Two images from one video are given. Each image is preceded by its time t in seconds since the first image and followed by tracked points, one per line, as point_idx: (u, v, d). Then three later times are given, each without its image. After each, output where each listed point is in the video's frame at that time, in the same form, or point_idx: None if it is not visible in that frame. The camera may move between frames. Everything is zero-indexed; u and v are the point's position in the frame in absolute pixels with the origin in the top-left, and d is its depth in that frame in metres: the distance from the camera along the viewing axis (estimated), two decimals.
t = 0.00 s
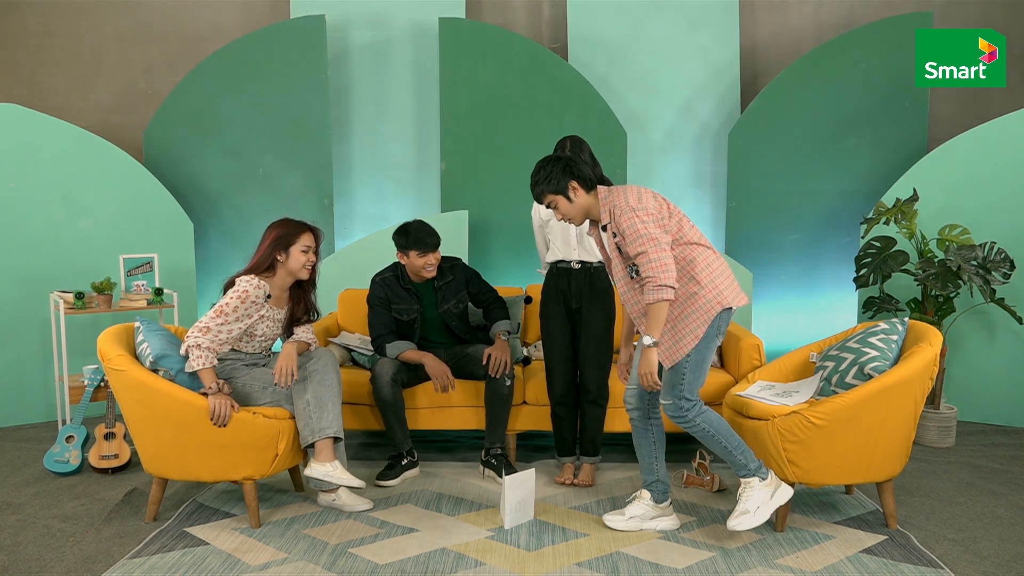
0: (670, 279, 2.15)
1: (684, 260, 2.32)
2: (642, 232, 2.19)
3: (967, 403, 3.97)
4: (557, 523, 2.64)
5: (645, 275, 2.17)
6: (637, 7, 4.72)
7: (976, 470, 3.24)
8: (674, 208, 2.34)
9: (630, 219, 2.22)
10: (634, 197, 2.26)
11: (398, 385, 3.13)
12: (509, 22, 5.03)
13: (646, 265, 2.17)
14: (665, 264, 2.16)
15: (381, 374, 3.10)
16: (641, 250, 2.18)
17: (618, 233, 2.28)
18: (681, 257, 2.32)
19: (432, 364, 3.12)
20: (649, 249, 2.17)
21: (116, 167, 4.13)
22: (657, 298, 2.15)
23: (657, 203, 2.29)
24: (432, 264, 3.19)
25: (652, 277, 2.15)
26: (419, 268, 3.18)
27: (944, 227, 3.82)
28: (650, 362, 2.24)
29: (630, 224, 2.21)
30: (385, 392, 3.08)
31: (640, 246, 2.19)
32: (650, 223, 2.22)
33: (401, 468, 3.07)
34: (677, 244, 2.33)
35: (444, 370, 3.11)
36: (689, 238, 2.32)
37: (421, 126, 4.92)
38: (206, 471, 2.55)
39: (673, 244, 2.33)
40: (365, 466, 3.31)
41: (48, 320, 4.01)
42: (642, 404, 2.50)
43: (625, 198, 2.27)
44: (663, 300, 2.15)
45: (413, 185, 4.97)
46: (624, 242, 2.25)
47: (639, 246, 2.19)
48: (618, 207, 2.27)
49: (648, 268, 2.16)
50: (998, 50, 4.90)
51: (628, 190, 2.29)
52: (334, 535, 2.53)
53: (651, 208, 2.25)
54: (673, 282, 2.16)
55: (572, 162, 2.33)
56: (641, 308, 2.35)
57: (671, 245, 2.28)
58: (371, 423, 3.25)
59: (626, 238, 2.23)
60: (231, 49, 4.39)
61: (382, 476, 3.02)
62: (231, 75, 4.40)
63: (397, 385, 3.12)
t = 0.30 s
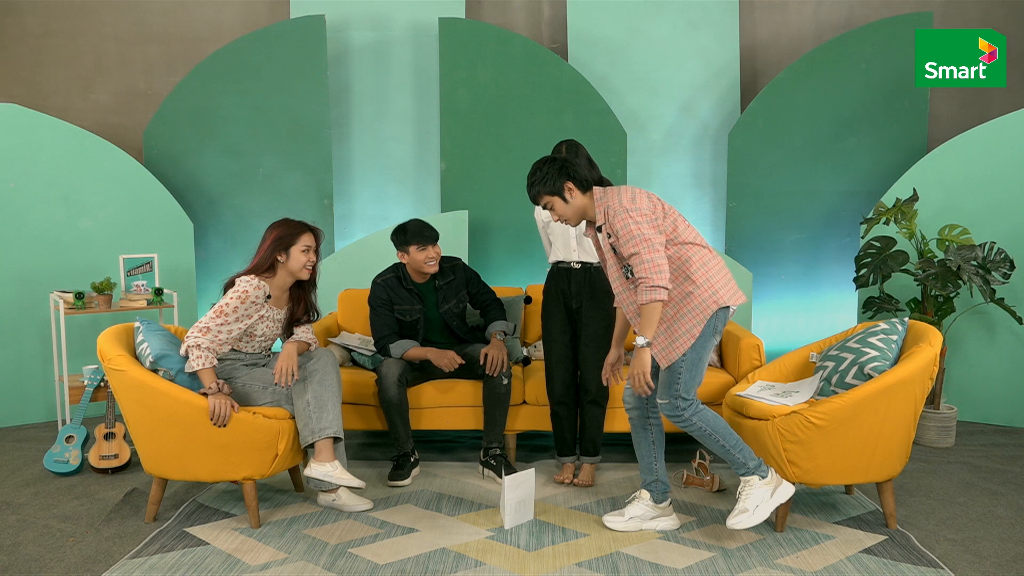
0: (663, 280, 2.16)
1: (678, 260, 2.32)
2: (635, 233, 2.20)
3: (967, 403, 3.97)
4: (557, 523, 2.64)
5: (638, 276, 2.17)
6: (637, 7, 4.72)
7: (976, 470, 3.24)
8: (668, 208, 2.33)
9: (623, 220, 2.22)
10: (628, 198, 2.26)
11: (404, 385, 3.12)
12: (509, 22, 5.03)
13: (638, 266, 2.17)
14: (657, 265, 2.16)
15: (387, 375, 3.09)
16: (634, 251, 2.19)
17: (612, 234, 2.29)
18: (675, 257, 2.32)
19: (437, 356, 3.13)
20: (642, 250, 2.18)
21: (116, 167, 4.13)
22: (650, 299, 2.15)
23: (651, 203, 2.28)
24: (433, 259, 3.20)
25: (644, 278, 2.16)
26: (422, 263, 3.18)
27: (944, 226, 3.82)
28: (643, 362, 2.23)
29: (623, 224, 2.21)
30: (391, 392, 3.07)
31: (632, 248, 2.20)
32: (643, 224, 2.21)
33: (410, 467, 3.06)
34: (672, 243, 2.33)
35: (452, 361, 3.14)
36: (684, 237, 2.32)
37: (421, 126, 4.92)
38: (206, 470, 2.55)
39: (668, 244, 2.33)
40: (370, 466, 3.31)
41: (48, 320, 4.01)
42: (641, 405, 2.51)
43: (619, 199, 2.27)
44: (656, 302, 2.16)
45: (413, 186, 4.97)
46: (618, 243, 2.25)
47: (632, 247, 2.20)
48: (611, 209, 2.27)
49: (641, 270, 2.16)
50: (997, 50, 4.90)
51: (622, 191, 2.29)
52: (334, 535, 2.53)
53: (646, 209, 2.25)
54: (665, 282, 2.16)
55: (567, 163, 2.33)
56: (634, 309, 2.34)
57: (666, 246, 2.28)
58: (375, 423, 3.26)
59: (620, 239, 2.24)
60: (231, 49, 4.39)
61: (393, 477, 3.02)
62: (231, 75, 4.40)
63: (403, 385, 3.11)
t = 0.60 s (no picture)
0: (659, 284, 2.16)
1: (678, 261, 2.32)
2: (634, 236, 2.20)
3: (967, 403, 3.97)
4: (557, 523, 2.64)
5: (635, 280, 2.17)
6: (637, 7, 4.71)
7: (976, 470, 3.24)
8: (668, 209, 2.33)
9: (622, 222, 2.22)
10: (628, 200, 2.26)
11: (403, 383, 3.12)
12: (509, 22, 5.03)
13: (636, 270, 2.17)
14: (654, 269, 2.16)
15: (387, 373, 3.09)
16: (632, 255, 2.19)
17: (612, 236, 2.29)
18: (675, 258, 2.32)
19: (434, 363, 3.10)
20: (638, 254, 2.18)
21: (116, 167, 4.12)
22: (646, 303, 2.16)
23: (651, 205, 2.28)
24: (434, 256, 3.19)
25: (640, 282, 2.16)
26: (422, 261, 3.18)
27: (944, 226, 3.82)
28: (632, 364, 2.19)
29: (622, 227, 2.22)
30: (391, 391, 3.07)
31: (630, 251, 2.20)
32: (642, 226, 2.21)
33: (411, 467, 3.06)
34: (672, 245, 2.33)
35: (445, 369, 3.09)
36: (684, 238, 2.33)
37: (421, 126, 4.91)
38: (208, 471, 2.55)
39: (668, 245, 2.32)
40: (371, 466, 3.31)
41: (48, 320, 4.01)
42: (643, 405, 2.51)
43: (619, 201, 2.26)
44: (653, 305, 2.16)
45: (413, 185, 4.97)
46: (617, 245, 2.25)
47: (629, 250, 2.20)
48: (611, 210, 2.27)
49: (638, 273, 2.17)
50: (997, 50, 4.90)
51: (622, 192, 2.28)
52: (334, 535, 2.53)
53: (645, 211, 2.25)
54: (662, 286, 2.16)
55: (567, 164, 2.33)
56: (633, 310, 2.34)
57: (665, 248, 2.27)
58: (377, 423, 3.26)
59: (619, 242, 2.24)
60: (231, 49, 4.38)
61: (393, 478, 3.01)
62: (231, 75, 4.39)
63: (403, 384, 3.11)
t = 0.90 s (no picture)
0: (661, 285, 2.17)
1: (680, 262, 2.32)
2: (637, 235, 2.20)
3: (967, 403, 3.97)
4: (557, 523, 2.64)
5: (637, 280, 2.18)
6: (637, 7, 4.71)
7: (976, 470, 3.24)
8: (672, 210, 2.34)
9: (625, 222, 2.23)
10: (631, 199, 2.27)
11: (403, 384, 3.12)
12: (509, 22, 5.03)
13: (638, 270, 2.18)
14: (656, 270, 2.17)
15: (386, 374, 3.09)
16: (635, 255, 2.19)
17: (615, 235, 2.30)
18: (678, 258, 2.33)
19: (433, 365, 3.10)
20: (641, 253, 2.19)
21: (116, 167, 4.12)
22: (648, 304, 2.17)
23: (654, 205, 2.28)
24: (435, 258, 3.19)
25: (642, 281, 2.17)
26: (422, 262, 3.18)
27: (944, 226, 3.82)
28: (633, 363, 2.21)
29: (625, 226, 2.22)
30: (391, 392, 3.07)
31: (633, 251, 2.20)
32: (645, 226, 2.22)
33: (411, 468, 3.06)
34: (675, 245, 2.33)
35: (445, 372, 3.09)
36: (687, 239, 2.33)
37: (421, 126, 4.91)
38: (208, 471, 2.55)
39: (670, 245, 2.33)
40: (372, 466, 3.31)
41: (48, 320, 4.01)
42: (643, 405, 2.51)
43: (622, 200, 2.27)
44: (655, 306, 2.17)
45: (413, 186, 4.97)
46: (619, 244, 2.26)
47: (632, 250, 2.21)
48: (614, 209, 2.28)
49: (640, 273, 2.18)
50: (998, 50, 4.90)
51: (625, 191, 2.29)
52: (334, 535, 2.53)
53: (649, 210, 2.25)
54: (664, 287, 2.17)
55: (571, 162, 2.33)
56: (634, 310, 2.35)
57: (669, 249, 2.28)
58: (377, 423, 3.26)
59: (621, 241, 2.25)
60: (231, 49, 4.38)
61: (393, 477, 3.02)
62: (231, 75, 4.39)
63: (403, 385, 3.11)
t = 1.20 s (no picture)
0: (667, 294, 2.17)
1: (683, 273, 2.33)
2: (647, 242, 2.20)
3: (967, 403, 3.97)
4: (557, 523, 2.64)
5: (644, 287, 2.19)
6: (637, 7, 4.71)
7: (976, 470, 3.24)
8: (680, 221, 2.34)
9: (635, 228, 2.22)
10: (643, 205, 2.26)
11: (403, 385, 3.12)
12: (509, 22, 5.03)
13: (645, 277, 2.19)
14: (664, 279, 2.18)
15: (385, 375, 3.09)
16: (643, 261, 2.20)
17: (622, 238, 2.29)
18: (682, 270, 2.33)
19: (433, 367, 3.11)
20: (650, 260, 2.19)
21: (116, 167, 4.12)
22: (653, 312, 2.17)
23: (666, 213, 2.28)
24: (434, 260, 3.19)
25: (648, 289, 2.18)
26: (422, 264, 3.18)
27: (944, 226, 3.82)
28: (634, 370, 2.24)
29: (635, 232, 2.22)
30: (391, 392, 3.07)
31: (641, 257, 2.20)
32: (655, 234, 2.22)
33: (411, 468, 3.07)
34: (680, 256, 2.33)
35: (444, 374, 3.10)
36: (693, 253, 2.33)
37: (421, 126, 4.91)
38: (207, 471, 2.55)
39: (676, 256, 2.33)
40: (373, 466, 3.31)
41: (48, 320, 4.01)
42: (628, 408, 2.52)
43: (634, 205, 2.27)
44: (660, 315, 2.17)
45: (413, 186, 4.97)
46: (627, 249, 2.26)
47: (640, 256, 2.21)
48: (625, 213, 2.27)
49: (647, 280, 2.18)
50: (998, 50, 4.90)
51: (637, 197, 2.28)
52: (334, 535, 2.53)
53: (660, 219, 2.25)
54: (670, 297, 2.18)
55: (582, 161, 2.32)
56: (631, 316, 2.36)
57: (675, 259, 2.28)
58: (377, 423, 3.26)
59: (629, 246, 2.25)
60: (230, 49, 4.38)
61: (393, 477, 3.03)
62: (231, 75, 4.39)
63: (402, 386, 3.11)
